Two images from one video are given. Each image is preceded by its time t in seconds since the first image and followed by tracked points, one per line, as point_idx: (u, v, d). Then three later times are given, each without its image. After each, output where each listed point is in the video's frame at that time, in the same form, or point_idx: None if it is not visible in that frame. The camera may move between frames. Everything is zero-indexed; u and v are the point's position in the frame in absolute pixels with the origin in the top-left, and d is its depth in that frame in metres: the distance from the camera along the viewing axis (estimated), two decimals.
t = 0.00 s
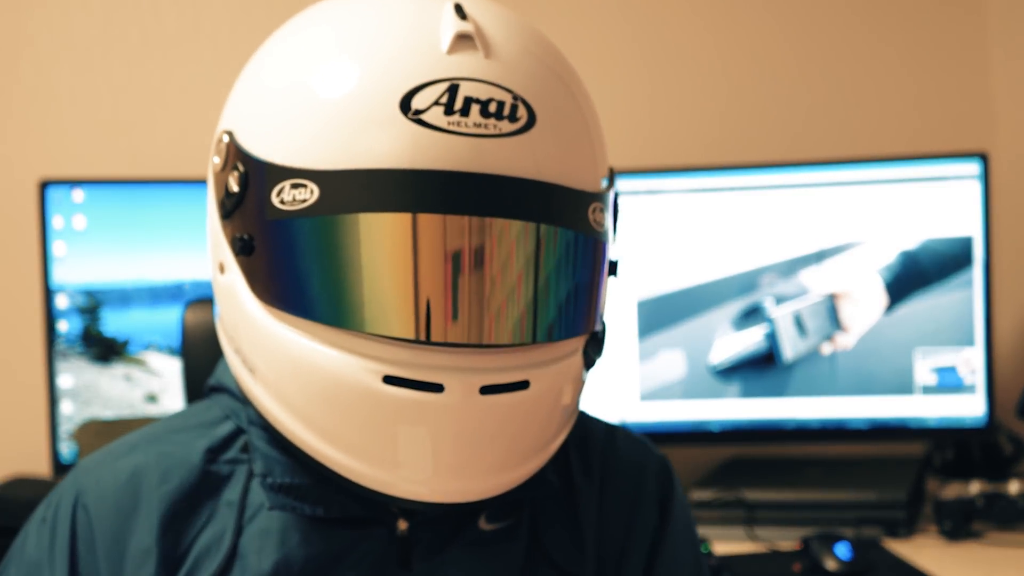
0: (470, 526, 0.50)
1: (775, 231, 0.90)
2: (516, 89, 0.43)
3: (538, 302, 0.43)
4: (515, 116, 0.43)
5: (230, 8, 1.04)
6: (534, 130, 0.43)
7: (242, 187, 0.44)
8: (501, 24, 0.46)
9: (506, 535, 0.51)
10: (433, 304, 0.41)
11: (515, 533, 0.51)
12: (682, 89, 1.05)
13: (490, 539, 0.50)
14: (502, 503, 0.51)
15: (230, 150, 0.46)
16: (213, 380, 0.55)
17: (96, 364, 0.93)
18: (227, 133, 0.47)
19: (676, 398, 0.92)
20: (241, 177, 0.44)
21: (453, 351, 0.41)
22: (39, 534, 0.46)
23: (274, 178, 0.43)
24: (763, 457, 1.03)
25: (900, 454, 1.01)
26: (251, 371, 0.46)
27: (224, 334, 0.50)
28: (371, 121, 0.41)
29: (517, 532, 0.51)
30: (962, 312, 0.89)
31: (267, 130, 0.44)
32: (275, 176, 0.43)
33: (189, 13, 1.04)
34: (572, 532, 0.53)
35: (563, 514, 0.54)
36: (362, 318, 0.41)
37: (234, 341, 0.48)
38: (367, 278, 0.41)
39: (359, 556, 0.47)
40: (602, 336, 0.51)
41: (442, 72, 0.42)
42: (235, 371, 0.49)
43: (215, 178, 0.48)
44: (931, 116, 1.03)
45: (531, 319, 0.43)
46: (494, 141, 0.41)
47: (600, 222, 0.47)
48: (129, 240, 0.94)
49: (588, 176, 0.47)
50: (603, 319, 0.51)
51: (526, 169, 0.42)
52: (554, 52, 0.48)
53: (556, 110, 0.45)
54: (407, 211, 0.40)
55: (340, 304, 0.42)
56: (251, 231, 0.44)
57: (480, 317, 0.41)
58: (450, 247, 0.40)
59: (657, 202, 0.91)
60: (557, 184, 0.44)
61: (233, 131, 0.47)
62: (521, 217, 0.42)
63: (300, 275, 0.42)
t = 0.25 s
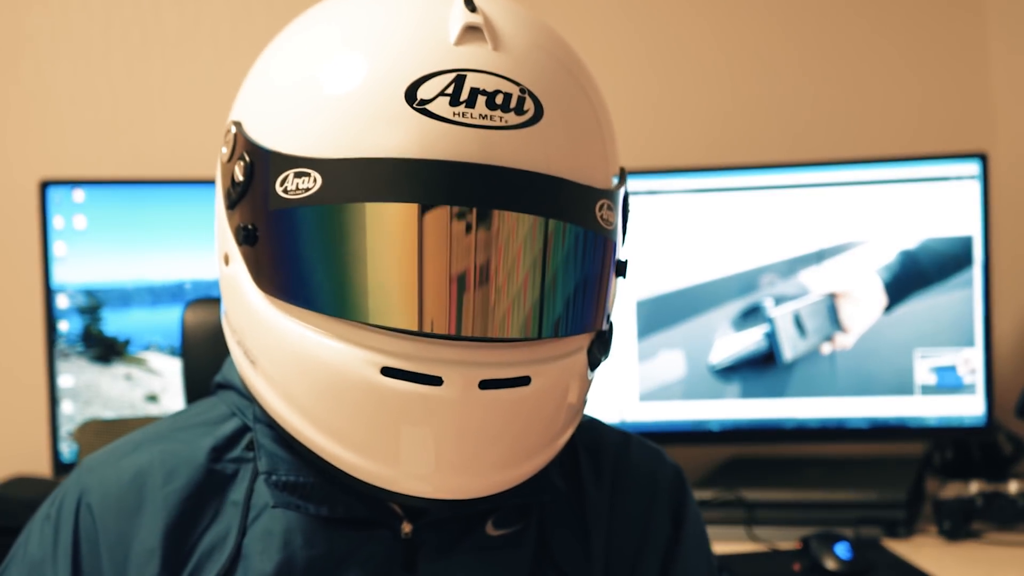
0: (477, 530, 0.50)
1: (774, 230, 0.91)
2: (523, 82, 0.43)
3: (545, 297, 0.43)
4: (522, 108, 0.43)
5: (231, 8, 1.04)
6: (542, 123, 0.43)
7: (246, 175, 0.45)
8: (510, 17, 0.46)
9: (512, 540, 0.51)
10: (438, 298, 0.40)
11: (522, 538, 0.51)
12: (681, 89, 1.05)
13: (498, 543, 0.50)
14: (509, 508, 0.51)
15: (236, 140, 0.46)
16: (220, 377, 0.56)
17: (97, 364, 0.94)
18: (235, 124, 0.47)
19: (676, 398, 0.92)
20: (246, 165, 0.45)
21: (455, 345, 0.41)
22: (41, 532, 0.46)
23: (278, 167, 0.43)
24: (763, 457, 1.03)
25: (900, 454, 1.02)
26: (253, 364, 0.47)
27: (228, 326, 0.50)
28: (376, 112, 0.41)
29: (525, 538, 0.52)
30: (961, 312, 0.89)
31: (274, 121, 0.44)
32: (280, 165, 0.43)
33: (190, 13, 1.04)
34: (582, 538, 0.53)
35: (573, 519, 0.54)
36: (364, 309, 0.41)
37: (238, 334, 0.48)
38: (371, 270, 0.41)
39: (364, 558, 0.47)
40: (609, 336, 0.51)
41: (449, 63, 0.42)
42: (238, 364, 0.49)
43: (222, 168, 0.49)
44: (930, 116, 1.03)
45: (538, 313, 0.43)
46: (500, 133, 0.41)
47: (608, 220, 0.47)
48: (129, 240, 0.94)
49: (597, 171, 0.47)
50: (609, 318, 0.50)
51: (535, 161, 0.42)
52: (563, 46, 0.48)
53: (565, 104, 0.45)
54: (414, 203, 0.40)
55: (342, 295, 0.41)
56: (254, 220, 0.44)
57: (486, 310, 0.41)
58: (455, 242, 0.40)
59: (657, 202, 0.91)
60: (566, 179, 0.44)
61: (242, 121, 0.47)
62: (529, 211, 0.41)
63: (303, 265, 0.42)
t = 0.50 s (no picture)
0: (481, 533, 0.50)
1: (774, 230, 0.91)
2: (528, 91, 0.43)
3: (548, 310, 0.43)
4: (527, 118, 0.43)
5: (231, 8, 1.04)
6: (547, 132, 0.43)
7: (250, 179, 0.45)
8: (518, 24, 0.46)
9: (516, 545, 0.51)
10: (439, 309, 0.40)
11: (525, 543, 0.51)
12: (681, 90, 1.06)
13: (501, 547, 0.50)
14: (513, 512, 0.51)
15: (242, 142, 0.46)
16: (223, 377, 0.56)
17: (97, 364, 0.94)
18: (241, 126, 0.47)
19: (676, 398, 0.92)
20: (250, 170, 0.45)
21: (452, 356, 0.41)
22: (45, 531, 0.46)
23: (282, 173, 0.43)
24: (763, 457, 1.03)
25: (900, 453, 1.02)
26: (254, 366, 0.47)
27: (231, 326, 0.50)
28: (380, 119, 0.41)
29: (528, 542, 0.52)
30: (961, 311, 0.89)
31: (279, 125, 0.44)
32: (284, 171, 0.43)
33: (190, 13, 1.04)
34: (584, 542, 0.53)
35: (575, 522, 0.54)
36: (366, 317, 0.41)
37: (239, 335, 0.48)
38: (372, 279, 0.41)
39: (367, 562, 0.47)
40: (611, 346, 0.50)
41: (454, 71, 0.42)
42: (239, 365, 0.49)
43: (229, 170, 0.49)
44: (930, 117, 1.03)
45: (542, 324, 0.42)
46: (504, 143, 0.41)
47: (614, 230, 0.46)
48: (129, 240, 0.94)
49: (605, 179, 0.46)
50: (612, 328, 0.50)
51: (540, 172, 0.42)
52: (570, 51, 0.48)
53: (572, 110, 0.45)
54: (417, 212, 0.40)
55: (343, 303, 0.41)
56: (258, 225, 0.44)
57: (489, 320, 0.41)
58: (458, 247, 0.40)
59: (657, 202, 0.91)
60: (571, 190, 0.43)
61: (248, 125, 0.47)
62: (533, 222, 0.41)
63: (305, 272, 0.42)
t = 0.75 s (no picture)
0: (482, 534, 0.50)
1: (774, 230, 0.91)
2: (532, 95, 0.43)
3: (551, 313, 0.43)
4: (530, 121, 0.43)
5: (231, 8, 1.04)
6: (551, 136, 0.43)
7: (253, 181, 0.44)
8: (522, 28, 0.46)
9: (516, 545, 0.51)
10: (442, 311, 0.40)
11: (526, 543, 0.51)
12: (681, 90, 1.06)
13: (502, 548, 0.50)
14: (513, 513, 0.51)
15: (246, 144, 0.46)
16: (225, 377, 0.55)
17: (97, 364, 0.94)
18: (245, 127, 0.47)
19: (676, 398, 0.92)
20: (254, 171, 0.44)
21: (456, 357, 0.41)
22: (47, 531, 0.46)
23: (286, 175, 0.43)
24: (763, 457, 1.03)
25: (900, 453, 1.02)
26: (256, 366, 0.47)
27: (234, 327, 0.50)
28: (384, 122, 0.41)
29: (529, 542, 0.51)
30: (962, 311, 0.89)
31: (283, 126, 0.44)
32: (287, 173, 0.43)
33: (190, 13, 1.04)
34: (585, 542, 0.53)
35: (575, 523, 0.54)
36: (369, 320, 0.41)
37: (242, 335, 0.48)
38: (375, 281, 0.41)
39: (369, 563, 0.47)
40: (613, 348, 0.50)
41: (457, 74, 0.42)
42: (242, 365, 0.49)
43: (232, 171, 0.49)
44: (930, 117, 1.03)
45: (544, 326, 0.42)
46: (507, 146, 0.41)
47: (616, 233, 0.46)
48: (129, 240, 0.94)
49: (607, 183, 0.46)
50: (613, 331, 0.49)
51: (543, 175, 0.42)
52: (573, 55, 0.48)
53: (574, 113, 0.45)
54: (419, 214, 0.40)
55: (346, 305, 0.41)
56: (261, 226, 0.44)
57: (491, 322, 0.41)
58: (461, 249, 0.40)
59: (657, 202, 0.92)
60: (575, 193, 0.43)
61: (251, 126, 0.47)
62: (536, 225, 0.41)
63: (308, 274, 0.42)
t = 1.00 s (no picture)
0: (483, 535, 0.50)
1: (774, 230, 0.91)
2: (537, 96, 0.43)
3: (555, 313, 0.43)
4: (536, 123, 0.43)
5: (231, 9, 1.04)
6: (556, 138, 0.43)
7: (259, 180, 0.44)
8: (526, 30, 0.46)
9: (517, 546, 0.51)
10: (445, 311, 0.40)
11: (526, 543, 0.51)
12: (681, 90, 1.06)
13: (503, 548, 0.50)
14: (514, 513, 0.51)
15: (251, 142, 0.46)
16: (226, 377, 0.55)
17: (97, 364, 0.94)
18: (250, 126, 0.47)
19: (676, 398, 0.92)
20: (259, 171, 0.44)
21: (460, 357, 0.41)
22: (49, 532, 0.46)
23: (291, 175, 0.43)
24: (763, 457, 1.03)
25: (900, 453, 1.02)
26: (260, 365, 0.47)
27: (236, 326, 0.50)
28: (390, 123, 0.41)
29: (529, 542, 0.52)
30: (962, 311, 0.89)
31: (288, 126, 0.44)
32: (292, 173, 0.43)
33: (190, 13, 1.04)
34: (584, 542, 0.53)
35: (575, 523, 0.54)
36: (374, 320, 0.41)
37: (245, 334, 0.48)
38: (380, 280, 0.41)
39: (370, 563, 0.47)
40: (616, 348, 0.50)
41: (463, 75, 0.42)
42: (245, 364, 0.49)
43: (236, 171, 0.49)
44: (930, 117, 1.03)
45: (547, 327, 0.42)
46: (512, 147, 0.41)
47: (619, 234, 0.46)
48: (129, 240, 0.94)
49: (610, 186, 0.47)
50: (616, 331, 0.49)
51: (546, 176, 0.42)
52: (579, 57, 0.48)
53: (577, 116, 0.45)
54: (422, 213, 0.40)
55: (351, 305, 0.41)
56: (266, 226, 0.44)
57: (495, 322, 0.41)
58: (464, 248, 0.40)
59: (657, 202, 0.92)
60: (578, 194, 0.43)
61: (256, 126, 0.47)
62: (539, 225, 0.41)
63: (313, 274, 0.42)
